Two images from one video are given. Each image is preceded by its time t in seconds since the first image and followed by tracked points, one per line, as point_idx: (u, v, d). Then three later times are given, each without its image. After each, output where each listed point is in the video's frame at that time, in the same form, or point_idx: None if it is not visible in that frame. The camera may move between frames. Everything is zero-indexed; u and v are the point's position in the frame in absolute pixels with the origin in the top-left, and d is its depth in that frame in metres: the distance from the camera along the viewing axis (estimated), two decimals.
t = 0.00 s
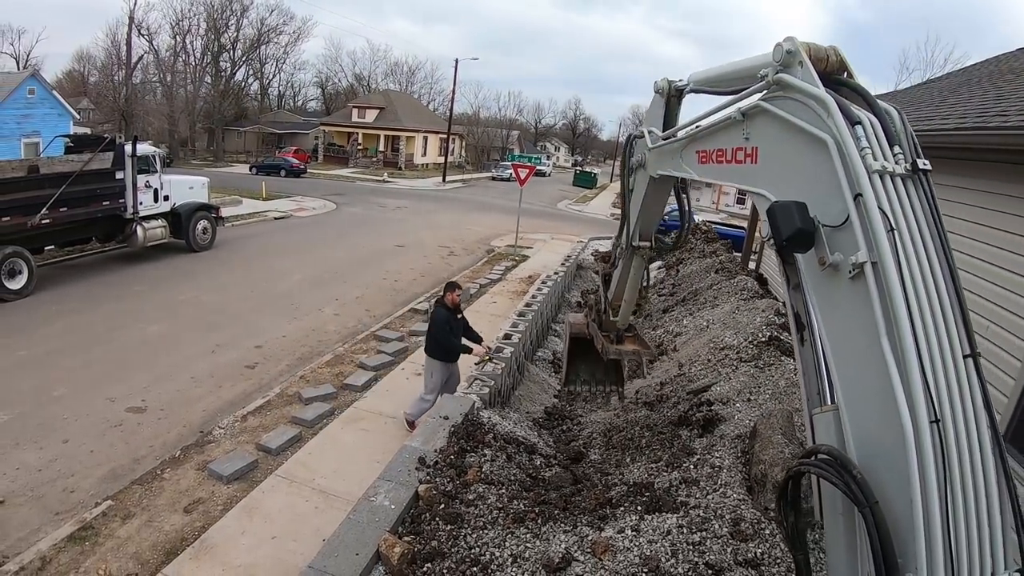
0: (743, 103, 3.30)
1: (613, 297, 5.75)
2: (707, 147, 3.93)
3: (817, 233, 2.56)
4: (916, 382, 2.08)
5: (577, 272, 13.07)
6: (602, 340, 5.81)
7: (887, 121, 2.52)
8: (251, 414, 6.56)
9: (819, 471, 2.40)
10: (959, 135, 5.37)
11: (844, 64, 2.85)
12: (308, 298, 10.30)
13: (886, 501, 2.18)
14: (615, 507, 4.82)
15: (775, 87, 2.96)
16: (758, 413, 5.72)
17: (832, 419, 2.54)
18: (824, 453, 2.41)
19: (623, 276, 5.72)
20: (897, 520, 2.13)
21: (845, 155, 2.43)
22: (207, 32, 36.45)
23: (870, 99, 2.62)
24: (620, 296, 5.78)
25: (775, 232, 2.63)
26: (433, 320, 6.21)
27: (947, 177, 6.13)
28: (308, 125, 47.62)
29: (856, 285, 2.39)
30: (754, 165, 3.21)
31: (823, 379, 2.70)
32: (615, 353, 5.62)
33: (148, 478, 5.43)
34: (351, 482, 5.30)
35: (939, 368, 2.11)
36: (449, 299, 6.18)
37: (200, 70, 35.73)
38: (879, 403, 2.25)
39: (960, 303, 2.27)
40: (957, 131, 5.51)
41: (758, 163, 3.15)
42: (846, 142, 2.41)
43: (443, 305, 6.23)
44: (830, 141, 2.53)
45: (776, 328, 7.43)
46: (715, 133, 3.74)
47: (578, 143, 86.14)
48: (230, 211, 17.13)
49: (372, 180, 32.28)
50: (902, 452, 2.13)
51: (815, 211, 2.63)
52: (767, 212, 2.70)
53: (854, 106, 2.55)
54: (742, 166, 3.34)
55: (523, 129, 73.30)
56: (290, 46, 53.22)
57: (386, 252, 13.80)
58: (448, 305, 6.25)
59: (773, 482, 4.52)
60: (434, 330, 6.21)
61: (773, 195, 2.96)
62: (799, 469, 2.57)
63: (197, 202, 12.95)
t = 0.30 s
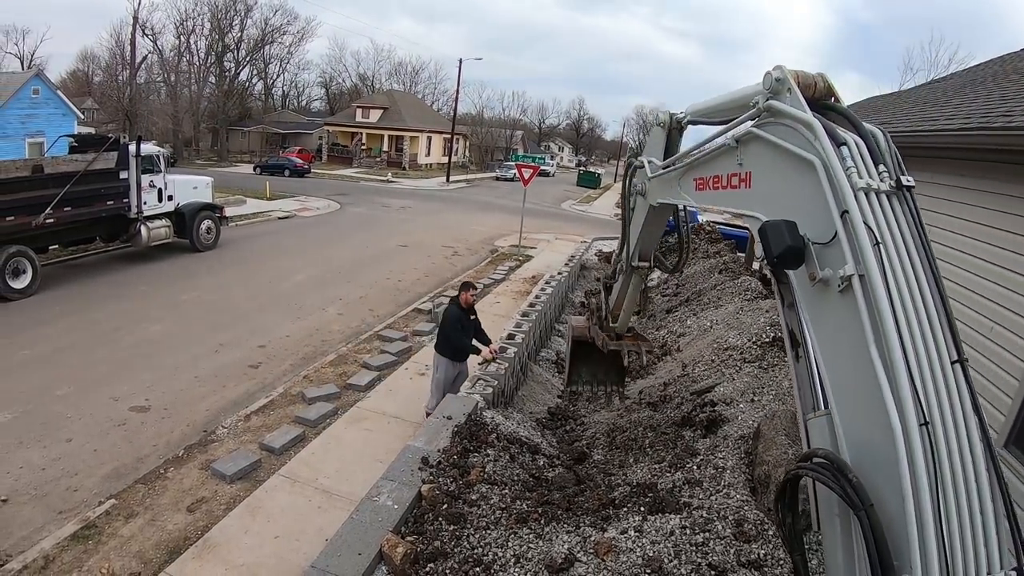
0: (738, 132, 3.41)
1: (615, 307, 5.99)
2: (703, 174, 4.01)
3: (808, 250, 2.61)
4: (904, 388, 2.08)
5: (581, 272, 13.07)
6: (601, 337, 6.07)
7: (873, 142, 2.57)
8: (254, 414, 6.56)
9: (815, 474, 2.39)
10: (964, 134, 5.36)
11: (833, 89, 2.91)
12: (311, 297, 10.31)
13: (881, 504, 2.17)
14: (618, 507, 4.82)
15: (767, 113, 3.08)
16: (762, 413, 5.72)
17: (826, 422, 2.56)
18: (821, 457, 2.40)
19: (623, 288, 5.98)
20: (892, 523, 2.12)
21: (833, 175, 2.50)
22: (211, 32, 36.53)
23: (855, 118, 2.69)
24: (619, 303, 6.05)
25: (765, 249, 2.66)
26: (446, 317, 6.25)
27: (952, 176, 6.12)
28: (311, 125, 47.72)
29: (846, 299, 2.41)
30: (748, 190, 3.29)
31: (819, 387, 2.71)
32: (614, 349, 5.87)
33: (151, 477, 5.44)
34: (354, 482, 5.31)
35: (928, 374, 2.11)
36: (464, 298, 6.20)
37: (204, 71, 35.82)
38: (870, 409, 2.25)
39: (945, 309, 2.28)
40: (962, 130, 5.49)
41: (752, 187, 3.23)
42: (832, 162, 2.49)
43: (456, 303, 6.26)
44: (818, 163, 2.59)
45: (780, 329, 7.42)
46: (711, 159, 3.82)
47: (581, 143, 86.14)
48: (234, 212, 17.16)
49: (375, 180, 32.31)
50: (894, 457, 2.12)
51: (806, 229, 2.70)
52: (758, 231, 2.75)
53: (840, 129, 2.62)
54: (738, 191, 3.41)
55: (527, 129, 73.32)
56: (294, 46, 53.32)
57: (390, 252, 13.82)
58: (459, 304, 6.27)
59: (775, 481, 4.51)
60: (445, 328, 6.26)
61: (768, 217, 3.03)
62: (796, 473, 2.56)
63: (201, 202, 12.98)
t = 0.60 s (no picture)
0: (729, 158, 3.47)
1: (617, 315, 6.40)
2: (697, 201, 4.05)
3: (798, 265, 2.65)
4: (891, 393, 2.09)
5: (584, 272, 13.06)
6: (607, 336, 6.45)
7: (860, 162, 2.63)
8: (257, 413, 6.57)
9: (810, 478, 2.38)
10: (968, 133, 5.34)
11: (820, 113, 2.99)
12: (314, 297, 10.31)
13: (875, 506, 2.16)
14: (621, 508, 4.83)
15: (757, 138, 3.16)
16: (764, 413, 5.71)
17: (817, 427, 2.56)
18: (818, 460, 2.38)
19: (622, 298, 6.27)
20: (887, 526, 2.10)
21: (820, 193, 2.55)
22: (213, 32, 36.54)
23: (840, 138, 2.76)
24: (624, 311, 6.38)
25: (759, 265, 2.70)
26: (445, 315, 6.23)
27: (956, 175, 6.11)
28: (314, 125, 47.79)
29: (835, 312, 2.44)
30: (741, 213, 3.33)
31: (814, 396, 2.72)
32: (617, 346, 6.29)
33: (154, 477, 5.45)
34: (356, 481, 5.31)
35: (916, 379, 2.12)
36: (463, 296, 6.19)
37: (206, 72, 35.88)
38: (861, 415, 2.26)
39: (931, 317, 2.30)
40: (965, 129, 5.48)
41: (746, 210, 3.27)
42: (819, 181, 2.56)
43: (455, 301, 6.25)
44: (805, 183, 2.65)
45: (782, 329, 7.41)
46: (705, 186, 3.87)
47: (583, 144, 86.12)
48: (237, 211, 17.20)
49: (378, 180, 32.35)
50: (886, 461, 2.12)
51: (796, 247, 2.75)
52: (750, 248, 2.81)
53: (825, 150, 2.68)
54: (731, 215, 3.45)
55: (529, 129, 73.33)
56: (297, 46, 53.35)
57: (393, 252, 13.82)
58: (458, 303, 6.26)
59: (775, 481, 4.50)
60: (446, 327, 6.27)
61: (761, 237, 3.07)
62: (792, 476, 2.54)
63: (204, 202, 13.00)
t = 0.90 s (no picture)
0: (720, 182, 3.56)
1: (614, 327, 6.37)
2: (690, 226, 4.10)
3: (786, 281, 2.71)
4: (878, 397, 2.12)
5: (585, 272, 13.08)
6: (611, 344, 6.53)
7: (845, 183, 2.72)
8: (258, 413, 6.58)
9: (802, 481, 2.37)
10: (970, 132, 5.34)
11: (806, 138, 3.15)
12: (315, 297, 10.32)
13: (867, 508, 2.15)
14: (622, 508, 4.83)
15: (746, 162, 3.27)
16: (765, 413, 5.71)
17: (809, 432, 2.56)
18: (811, 463, 2.38)
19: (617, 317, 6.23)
20: (879, 528, 2.09)
21: (806, 210, 2.64)
22: (215, 32, 36.56)
23: (826, 159, 2.84)
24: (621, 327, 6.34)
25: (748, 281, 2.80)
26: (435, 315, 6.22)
27: (957, 175, 6.12)
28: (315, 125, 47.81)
29: (823, 325, 2.49)
30: (732, 235, 3.39)
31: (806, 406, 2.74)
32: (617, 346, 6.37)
33: (156, 476, 5.46)
34: (358, 481, 5.31)
35: (902, 384, 2.15)
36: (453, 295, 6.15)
37: (208, 72, 35.91)
38: (851, 420, 2.28)
39: (916, 325, 2.33)
40: (967, 128, 5.48)
41: (736, 231, 3.34)
42: (805, 202, 2.65)
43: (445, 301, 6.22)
44: (792, 203, 2.74)
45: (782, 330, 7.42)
46: (698, 211, 3.94)
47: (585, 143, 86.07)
48: (238, 211, 17.22)
49: (380, 179, 32.35)
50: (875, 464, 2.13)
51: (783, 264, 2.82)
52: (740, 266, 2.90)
53: (810, 171, 2.79)
54: (723, 238, 3.51)
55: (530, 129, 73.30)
56: (298, 46, 53.37)
57: (394, 252, 13.83)
58: (448, 302, 6.22)
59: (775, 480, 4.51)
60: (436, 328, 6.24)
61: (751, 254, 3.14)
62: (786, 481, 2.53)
63: (206, 201, 13.01)
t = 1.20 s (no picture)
0: (712, 208, 3.60)
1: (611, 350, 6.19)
2: (684, 253, 4.10)
3: (775, 299, 2.73)
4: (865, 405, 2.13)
5: (587, 272, 13.08)
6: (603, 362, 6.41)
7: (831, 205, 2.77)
8: (259, 413, 6.57)
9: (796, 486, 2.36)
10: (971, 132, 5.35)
11: (794, 164, 3.17)
12: (317, 297, 10.33)
13: (860, 513, 2.14)
14: (623, 508, 4.83)
15: (735, 188, 3.32)
16: (767, 413, 5.69)
17: (800, 439, 2.56)
18: (805, 469, 2.36)
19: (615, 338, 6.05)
20: (871, 532, 2.08)
21: (792, 231, 2.68)
22: (217, 32, 36.57)
23: (811, 183, 2.90)
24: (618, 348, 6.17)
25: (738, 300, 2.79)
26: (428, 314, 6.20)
27: (958, 175, 6.13)
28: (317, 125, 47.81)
29: (811, 340, 2.51)
30: (725, 260, 3.41)
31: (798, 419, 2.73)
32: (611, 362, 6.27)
33: (157, 475, 5.46)
34: (359, 481, 5.31)
35: (888, 393, 2.17)
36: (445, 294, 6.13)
37: (209, 71, 35.92)
38: (840, 428, 2.28)
39: (902, 337, 2.36)
40: (968, 129, 5.49)
41: (728, 255, 3.35)
42: (791, 222, 2.69)
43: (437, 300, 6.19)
44: (780, 225, 2.78)
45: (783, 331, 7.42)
46: (692, 239, 3.95)
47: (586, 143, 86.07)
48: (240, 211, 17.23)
49: (381, 179, 32.36)
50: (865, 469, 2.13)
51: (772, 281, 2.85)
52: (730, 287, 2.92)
53: (797, 195, 2.84)
54: (717, 262, 3.52)
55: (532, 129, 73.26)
56: (300, 46, 53.37)
57: (395, 251, 13.84)
58: (441, 301, 6.20)
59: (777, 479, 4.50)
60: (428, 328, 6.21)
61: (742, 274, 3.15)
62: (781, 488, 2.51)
63: (207, 201, 13.02)
